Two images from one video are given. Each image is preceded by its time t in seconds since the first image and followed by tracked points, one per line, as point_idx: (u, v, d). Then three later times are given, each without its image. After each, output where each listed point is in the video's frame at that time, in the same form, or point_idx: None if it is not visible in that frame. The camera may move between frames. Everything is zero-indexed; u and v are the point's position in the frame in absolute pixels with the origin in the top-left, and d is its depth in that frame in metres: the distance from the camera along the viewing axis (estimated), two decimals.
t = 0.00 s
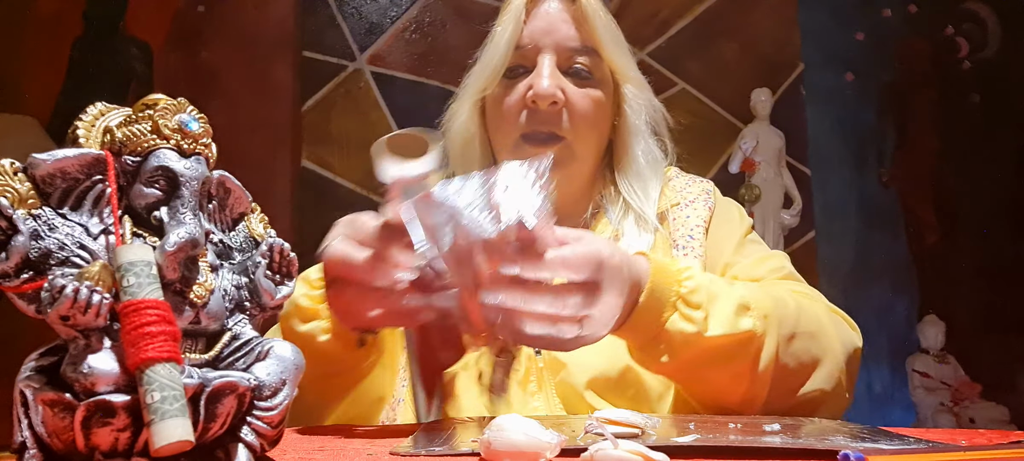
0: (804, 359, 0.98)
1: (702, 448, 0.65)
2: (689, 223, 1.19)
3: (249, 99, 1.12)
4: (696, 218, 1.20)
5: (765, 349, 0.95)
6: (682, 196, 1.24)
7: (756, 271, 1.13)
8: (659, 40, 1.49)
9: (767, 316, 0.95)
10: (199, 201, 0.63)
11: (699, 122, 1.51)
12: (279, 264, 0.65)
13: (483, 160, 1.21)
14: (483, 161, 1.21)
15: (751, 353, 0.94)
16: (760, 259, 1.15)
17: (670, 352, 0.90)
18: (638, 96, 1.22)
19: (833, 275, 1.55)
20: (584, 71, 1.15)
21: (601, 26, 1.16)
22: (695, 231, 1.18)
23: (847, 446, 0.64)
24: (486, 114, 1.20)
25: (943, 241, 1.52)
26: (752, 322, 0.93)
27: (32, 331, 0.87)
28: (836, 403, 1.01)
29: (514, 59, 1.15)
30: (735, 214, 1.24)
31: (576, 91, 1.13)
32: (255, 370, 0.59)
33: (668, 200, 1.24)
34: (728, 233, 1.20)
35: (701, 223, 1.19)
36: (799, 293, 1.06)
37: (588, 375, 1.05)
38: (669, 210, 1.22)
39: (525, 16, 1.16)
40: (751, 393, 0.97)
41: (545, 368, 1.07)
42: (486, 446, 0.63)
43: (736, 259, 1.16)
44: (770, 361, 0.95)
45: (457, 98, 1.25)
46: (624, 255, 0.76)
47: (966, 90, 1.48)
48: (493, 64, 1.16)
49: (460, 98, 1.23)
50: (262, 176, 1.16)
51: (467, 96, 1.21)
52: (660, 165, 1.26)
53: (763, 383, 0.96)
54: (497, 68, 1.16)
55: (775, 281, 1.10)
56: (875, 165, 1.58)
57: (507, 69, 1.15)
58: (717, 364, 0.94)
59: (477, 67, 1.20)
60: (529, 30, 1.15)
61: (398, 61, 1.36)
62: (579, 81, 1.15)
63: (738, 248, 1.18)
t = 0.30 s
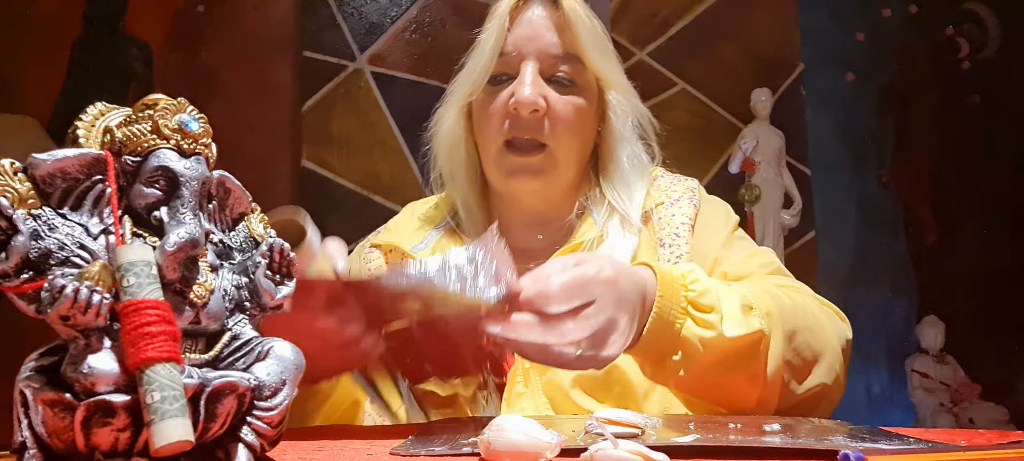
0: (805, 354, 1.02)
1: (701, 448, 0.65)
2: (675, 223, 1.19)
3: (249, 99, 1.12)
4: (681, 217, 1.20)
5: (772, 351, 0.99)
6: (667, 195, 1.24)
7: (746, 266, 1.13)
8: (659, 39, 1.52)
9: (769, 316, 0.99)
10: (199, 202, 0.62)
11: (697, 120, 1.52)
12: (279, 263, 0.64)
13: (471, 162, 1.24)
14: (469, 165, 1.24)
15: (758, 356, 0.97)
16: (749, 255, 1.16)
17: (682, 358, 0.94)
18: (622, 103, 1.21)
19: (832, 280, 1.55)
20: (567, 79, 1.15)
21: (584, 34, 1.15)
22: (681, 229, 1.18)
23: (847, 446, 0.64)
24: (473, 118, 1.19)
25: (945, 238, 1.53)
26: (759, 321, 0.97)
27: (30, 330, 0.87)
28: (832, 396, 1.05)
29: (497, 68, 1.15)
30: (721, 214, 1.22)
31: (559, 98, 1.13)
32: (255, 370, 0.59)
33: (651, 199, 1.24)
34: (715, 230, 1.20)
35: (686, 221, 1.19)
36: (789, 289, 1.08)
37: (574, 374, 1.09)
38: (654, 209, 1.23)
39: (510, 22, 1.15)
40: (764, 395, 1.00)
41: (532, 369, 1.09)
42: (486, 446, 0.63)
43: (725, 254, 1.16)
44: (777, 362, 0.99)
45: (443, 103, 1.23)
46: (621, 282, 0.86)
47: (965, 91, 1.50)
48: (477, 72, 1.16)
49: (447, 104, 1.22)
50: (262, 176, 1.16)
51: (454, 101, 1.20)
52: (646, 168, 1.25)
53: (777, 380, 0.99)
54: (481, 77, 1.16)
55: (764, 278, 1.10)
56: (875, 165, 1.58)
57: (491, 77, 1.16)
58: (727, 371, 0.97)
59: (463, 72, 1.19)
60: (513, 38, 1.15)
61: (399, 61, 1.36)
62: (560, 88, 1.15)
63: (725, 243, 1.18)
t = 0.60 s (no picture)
0: (790, 345, 1.04)
1: (701, 448, 0.65)
2: (659, 221, 1.20)
3: (248, 99, 1.11)
4: (667, 213, 1.21)
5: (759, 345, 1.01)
6: (653, 193, 1.25)
7: (730, 260, 1.15)
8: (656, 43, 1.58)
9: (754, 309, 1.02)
10: (199, 202, 0.62)
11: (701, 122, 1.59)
12: (279, 263, 0.64)
13: (457, 164, 1.23)
14: (456, 168, 1.23)
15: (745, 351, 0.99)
16: (735, 249, 1.17)
17: (670, 353, 0.96)
18: (605, 103, 1.20)
19: (833, 278, 1.65)
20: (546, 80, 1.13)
21: (564, 35, 1.12)
22: (665, 227, 1.19)
23: (847, 446, 0.64)
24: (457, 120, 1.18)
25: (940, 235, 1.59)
26: (744, 312, 0.99)
27: (31, 330, 0.86)
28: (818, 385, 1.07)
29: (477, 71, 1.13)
30: (705, 209, 1.23)
31: (539, 100, 1.11)
32: (255, 370, 0.58)
33: (638, 198, 1.24)
34: (699, 226, 1.21)
35: (671, 219, 1.20)
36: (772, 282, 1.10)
37: (561, 374, 1.07)
38: (641, 208, 1.23)
39: (488, 25, 1.12)
40: (753, 392, 1.01)
41: (520, 371, 1.08)
42: (486, 446, 0.63)
43: (710, 250, 1.18)
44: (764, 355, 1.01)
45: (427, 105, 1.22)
46: (595, 278, 0.88)
47: (963, 88, 1.53)
48: (456, 75, 1.14)
49: (430, 106, 1.20)
50: (262, 176, 1.16)
51: (436, 103, 1.19)
52: (631, 167, 1.24)
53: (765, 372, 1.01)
54: (461, 81, 1.14)
55: (747, 271, 1.12)
56: (875, 164, 1.67)
57: (471, 79, 1.13)
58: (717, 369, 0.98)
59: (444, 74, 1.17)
60: (491, 40, 1.12)
61: (398, 61, 1.37)
62: (540, 90, 1.12)
63: (710, 239, 1.19)
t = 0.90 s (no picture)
0: (764, 329, 0.98)
1: (703, 448, 0.63)
2: (642, 211, 1.11)
3: (248, 97, 1.11)
4: (649, 204, 1.12)
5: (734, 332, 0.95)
6: (640, 185, 1.16)
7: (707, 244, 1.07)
8: (658, 41, 1.83)
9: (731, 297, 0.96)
10: (199, 202, 0.58)
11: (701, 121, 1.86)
12: (279, 263, 0.61)
13: (446, 162, 1.18)
14: (445, 166, 1.18)
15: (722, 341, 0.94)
16: (712, 233, 1.09)
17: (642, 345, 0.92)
18: (594, 101, 1.14)
19: (833, 278, 1.92)
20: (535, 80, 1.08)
21: (551, 33, 1.06)
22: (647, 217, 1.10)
23: (847, 446, 0.62)
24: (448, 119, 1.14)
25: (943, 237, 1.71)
26: (720, 298, 0.94)
27: (30, 331, 0.86)
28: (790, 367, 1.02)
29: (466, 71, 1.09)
30: (688, 198, 1.15)
31: (529, 99, 1.06)
32: (255, 370, 0.55)
33: (626, 190, 1.16)
34: (680, 211, 1.12)
35: (653, 209, 1.11)
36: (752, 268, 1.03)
37: (560, 374, 1.02)
38: (628, 201, 1.14)
39: (475, 25, 1.07)
40: (725, 378, 0.98)
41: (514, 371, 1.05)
42: (486, 446, 0.60)
43: (687, 235, 1.09)
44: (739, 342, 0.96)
45: (418, 104, 1.18)
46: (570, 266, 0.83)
47: (966, 88, 1.59)
48: (445, 74, 1.10)
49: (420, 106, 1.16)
50: (263, 176, 1.16)
51: (426, 104, 1.15)
52: (620, 161, 1.18)
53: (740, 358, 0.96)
54: (451, 81, 1.10)
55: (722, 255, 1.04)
56: (876, 164, 1.87)
57: (460, 80, 1.10)
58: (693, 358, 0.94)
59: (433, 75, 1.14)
60: (478, 41, 1.07)
61: (398, 61, 1.46)
62: (529, 89, 1.07)
63: (686, 223, 1.10)
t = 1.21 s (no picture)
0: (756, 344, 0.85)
1: (702, 448, 0.62)
2: (638, 211, 1.03)
3: (248, 97, 1.10)
4: (645, 205, 1.03)
5: (729, 344, 0.82)
6: (635, 185, 1.08)
7: (702, 248, 0.97)
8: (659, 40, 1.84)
9: (720, 305, 0.83)
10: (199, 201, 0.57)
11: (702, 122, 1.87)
12: (279, 263, 0.59)
13: (439, 162, 1.12)
14: (439, 166, 1.12)
15: (719, 354, 0.82)
16: (708, 237, 0.99)
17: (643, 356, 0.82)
18: (589, 101, 1.07)
19: (833, 279, 1.94)
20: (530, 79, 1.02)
21: (545, 30, 1.00)
22: (643, 218, 1.02)
23: (847, 446, 0.61)
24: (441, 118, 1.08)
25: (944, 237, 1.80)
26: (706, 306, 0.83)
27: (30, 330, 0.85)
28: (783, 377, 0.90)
29: (459, 68, 1.02)
30: (683, 197, 1.06)
31: (520, 99, 0.99)
32: (255, 370, 0.54)
33: (622, 191, 1.08)
34: (675, 213, 1.03)
35: (649, 210, 1.02)
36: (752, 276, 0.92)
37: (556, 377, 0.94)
38: (625, 201, 1.06)
39: (466, 24, 1.01)
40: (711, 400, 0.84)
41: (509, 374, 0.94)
42: (486, 446, 0.58)
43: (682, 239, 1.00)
44: (737, 356, 0.82)
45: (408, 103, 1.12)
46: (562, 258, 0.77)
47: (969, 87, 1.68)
48: (437, 74, 1.04)
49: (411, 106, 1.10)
50: (264, 175, 1.15)
51: (417, 103, 1.09)
52: (616, 161, 1.10)
53: (738, 376, 0.83)
54: (442, 81, 1.03)
55: (715, 260, 0.94)
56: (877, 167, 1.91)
57: (453, 78, 1.03)
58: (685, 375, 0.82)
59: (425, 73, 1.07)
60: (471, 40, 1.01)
61: (398, 61, 1.47)
62: (522, 89, 1.01)
63: (682, 227, 1.02)
